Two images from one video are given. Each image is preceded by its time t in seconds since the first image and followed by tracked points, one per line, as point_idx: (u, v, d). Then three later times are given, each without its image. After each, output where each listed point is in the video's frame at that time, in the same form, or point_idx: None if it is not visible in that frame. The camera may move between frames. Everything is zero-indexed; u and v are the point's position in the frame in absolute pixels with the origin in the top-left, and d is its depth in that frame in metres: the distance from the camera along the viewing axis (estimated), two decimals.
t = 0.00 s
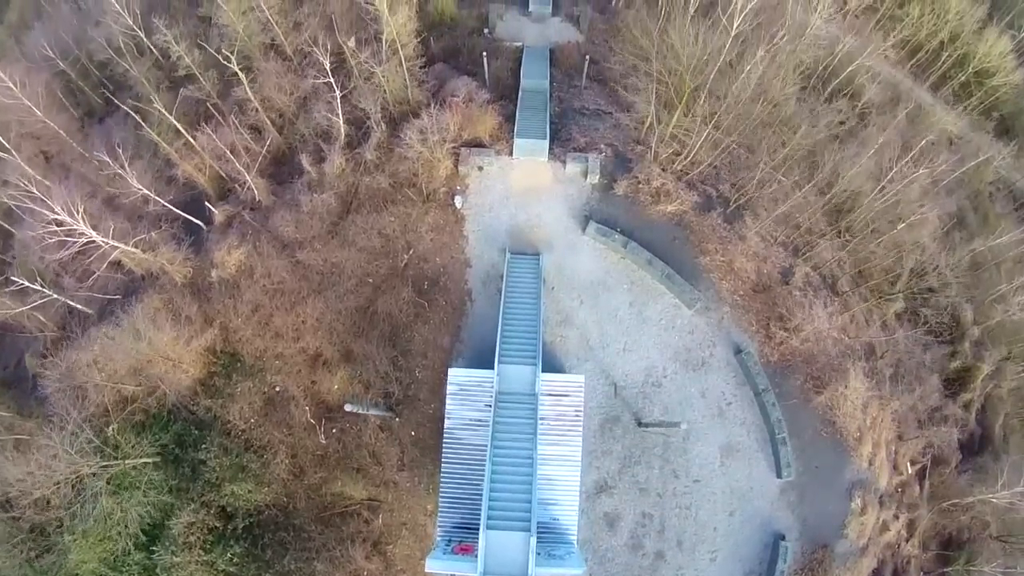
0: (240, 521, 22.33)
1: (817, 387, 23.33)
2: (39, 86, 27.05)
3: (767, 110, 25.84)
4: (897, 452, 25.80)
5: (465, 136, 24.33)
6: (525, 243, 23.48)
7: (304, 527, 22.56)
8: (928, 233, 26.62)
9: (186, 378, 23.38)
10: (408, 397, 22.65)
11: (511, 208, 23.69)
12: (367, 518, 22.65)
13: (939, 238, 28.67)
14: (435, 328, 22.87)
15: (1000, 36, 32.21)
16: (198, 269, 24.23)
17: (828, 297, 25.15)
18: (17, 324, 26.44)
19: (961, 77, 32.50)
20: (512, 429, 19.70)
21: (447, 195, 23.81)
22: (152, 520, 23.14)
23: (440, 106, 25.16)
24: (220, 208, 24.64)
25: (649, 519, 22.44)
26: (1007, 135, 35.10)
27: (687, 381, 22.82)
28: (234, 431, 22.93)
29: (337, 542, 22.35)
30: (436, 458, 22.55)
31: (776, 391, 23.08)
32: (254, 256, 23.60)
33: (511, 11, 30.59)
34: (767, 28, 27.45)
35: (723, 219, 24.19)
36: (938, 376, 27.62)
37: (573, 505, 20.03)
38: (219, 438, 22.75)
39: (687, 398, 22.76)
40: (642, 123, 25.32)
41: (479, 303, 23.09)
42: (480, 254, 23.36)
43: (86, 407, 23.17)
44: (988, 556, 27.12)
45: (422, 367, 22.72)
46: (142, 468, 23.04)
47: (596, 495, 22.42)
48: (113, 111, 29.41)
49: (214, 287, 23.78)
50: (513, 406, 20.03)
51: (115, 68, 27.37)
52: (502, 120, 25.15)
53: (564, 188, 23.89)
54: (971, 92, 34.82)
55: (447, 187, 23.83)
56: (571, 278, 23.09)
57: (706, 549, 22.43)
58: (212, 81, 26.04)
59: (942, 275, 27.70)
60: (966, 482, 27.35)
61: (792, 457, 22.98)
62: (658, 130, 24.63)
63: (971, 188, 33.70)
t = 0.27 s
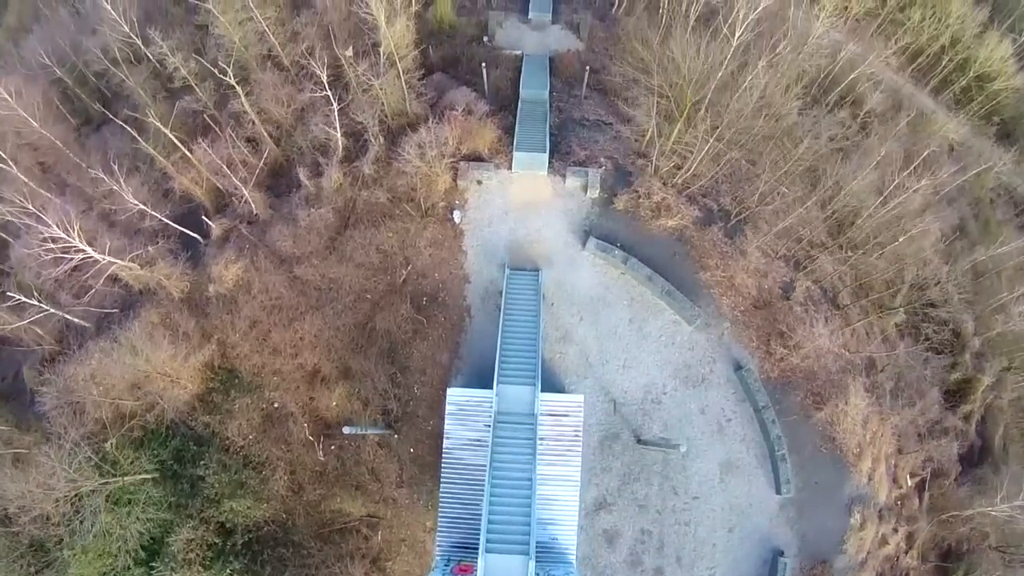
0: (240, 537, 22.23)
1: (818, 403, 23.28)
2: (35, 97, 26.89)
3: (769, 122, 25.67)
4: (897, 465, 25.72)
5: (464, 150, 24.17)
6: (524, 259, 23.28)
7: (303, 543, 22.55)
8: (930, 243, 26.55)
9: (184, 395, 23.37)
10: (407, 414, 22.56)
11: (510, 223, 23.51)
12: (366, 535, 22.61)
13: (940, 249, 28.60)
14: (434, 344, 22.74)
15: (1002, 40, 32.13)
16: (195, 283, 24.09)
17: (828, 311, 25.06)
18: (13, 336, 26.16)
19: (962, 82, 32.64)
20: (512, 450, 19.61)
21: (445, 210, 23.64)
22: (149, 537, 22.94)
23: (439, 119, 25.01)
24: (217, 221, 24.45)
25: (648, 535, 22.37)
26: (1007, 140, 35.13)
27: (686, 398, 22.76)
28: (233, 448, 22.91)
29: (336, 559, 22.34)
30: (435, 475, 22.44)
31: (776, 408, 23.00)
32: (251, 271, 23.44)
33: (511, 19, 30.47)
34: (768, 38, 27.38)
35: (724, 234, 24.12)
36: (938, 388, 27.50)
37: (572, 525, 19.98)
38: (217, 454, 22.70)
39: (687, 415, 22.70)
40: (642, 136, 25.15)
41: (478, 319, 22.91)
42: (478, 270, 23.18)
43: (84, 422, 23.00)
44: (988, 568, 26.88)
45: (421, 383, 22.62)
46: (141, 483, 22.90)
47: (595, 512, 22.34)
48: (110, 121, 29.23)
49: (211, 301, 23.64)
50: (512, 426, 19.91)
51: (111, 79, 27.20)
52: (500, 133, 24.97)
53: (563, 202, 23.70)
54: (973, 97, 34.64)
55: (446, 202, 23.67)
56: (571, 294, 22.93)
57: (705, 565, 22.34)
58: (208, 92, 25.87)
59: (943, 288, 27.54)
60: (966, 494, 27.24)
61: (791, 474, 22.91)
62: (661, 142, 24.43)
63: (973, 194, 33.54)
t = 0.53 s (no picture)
0: (240, 553, 22.09)
1: (818, 418, 23.21)
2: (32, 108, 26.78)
3: (770, 134, 25.57)
4: (897, 477, 25.62)
5: (463, 164, 24.04)
6: (524, 274, 23.13)
7: (302, 559, 22.43)
8: (931, 252, 26.58)
9: (182, 410, 23.12)
10: (406, 430, 22.49)
11: (509, 237, 23.36)
12: (366, 551, 22.48)
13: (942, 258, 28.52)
14: (433, 361, 22.61)
15: (1004, 45, 32.48)
16: (193, 297, 23.97)
17: (829, 325, 24.96)
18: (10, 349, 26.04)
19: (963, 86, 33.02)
20: (511, 471, 19.63)
21: (444, 225, 23.51)
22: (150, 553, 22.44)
23: (439, 131, 24.95)
24: (215, 234, 24.31)
25: (647, 552, 22.14)
26: (1008, 145, 35.52)
27: (686, 414, 22.66)
28: (232, 464, 22.84)
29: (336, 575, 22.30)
30: (435, 492, 22.37)
31: (776, 424, 22.91)
32: (250, 286, 23.32)
33: (510, 27, 30.53)
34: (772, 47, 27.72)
35: (725, 248, 24.01)
36: (938, 400, 27.39)
37: (572, 545, 19.90)
38: (216, 470, 22.65)
39: (687, 431, 22.60)
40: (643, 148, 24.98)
41: (477, 334, 22.78)
42: (478, 285, 23.03)
43: (83, 436, 22.82)
44: None
45: (420, 400, 22.51)
46: (141, 498, 22.48)
47: (595, 528, 22.18)
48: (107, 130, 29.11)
49: (209, 316, 23.52)
50: (513, 447, 19.99)
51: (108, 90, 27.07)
52: (500, 145, 24.79)
53: (564, 216, 23.58)
54: (975, 101, 35.21)
55: (445, 217, 23.55)
56: (571, 310, 22.80)
57: None
58: (205, 103, 25.73)
59: (944, 299, 27.39)
60: (966, 505, 27.12)
61: (792, 489, 22.71)
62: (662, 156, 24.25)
63: (974, 201, 33.45)
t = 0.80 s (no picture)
0: (239, 568, 22.41)
1: (819, 434, 23.12)
2: (30, 119, 26.68)
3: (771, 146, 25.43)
4: (897, 489, 25.53)
5: (462, 178, 23.85)
6: (523, 289, 22.99)
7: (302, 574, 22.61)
8: (933, 262, 26.45)
9: (181, 427, 23.15)
10: (406, 447, 22.41)
11: (509, 252, 23.21)
12: (366, 567, 22.47)
13: (943, 268, 28.37)
14: (432, 377, 22.51)
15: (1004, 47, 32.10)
16: (191, 311, 23.82)
17: (831, 339, 24.78)
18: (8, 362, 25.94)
19: (965, 91, 32.96)
20: (510, 491, 19.64)
21: (443, 240, 23.35)
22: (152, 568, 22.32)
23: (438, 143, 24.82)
24: (212, 247, 24.13)
25: (647, 568, 22.04)
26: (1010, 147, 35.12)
27: (686, 430, 22.58)
28: (231, 479, 22.91)
29: None
30: (434, 508, 22.22)
31: (776, 440, 22.82)
32: (248, 300, 23.19)
33: (510, 35, 30.40)
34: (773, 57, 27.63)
35: (726, 262, 23.87)
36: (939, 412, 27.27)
37: (572, 565, 19.85)
38: (216, 486, 22.71)
39: (687, 447, 22.53)
40: (644, 160, 24.80)
41: (477, 351, 22.67)
42: (477, 301, 22.90)
43: (82, 450, 22.70)
44: None
45: (420, 416, 22.41)
46: (142, 513, 22.34)
47: (595, 544, 22.08)
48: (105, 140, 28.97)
49: (208, 330, 23.41)
50: (513, 467, 20.00)
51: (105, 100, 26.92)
52: (499, 158, 24.60)
53: (564, 231, 23.43)
54: (976, 104, 35.00)
55: (444, 232, 23.39)
56: (570, 326, 22.68)
57: None
58: (203, 114, 25.62)
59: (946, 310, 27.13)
60: (966, 517, 27.01)
61: (791, 505, 22.61)
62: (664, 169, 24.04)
63: (976, 207, 33.24)
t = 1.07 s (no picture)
0: None
1: (819, 449, 23.03)
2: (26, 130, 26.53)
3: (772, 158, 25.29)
4: (896, 502, 25.43)
5: (461, 191, 23.65)
6: (523, 305, 22.87)
7: None
8: (933, 273, 26.35)
9: (179, 443, 23.03)
10: (405, 463, 22.37)
11: (508, 267, 23.07)
12: None
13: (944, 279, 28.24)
14: (431, 394, 22.44)
15: (1005, 51, 32.17)
16: (189, 326, 23.72)
17: (832, 354, 24.56)
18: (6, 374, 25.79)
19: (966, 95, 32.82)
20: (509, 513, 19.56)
21: (442, 255, 23.21)
22: None
23: (437, 156, 24.64)
24: (210, 261, 23.99)
25: None
26: (1011, 151, 35.28)
27: (686, 446, 22.52)
28: (231, 495, 22.90)
29: None
30: (434, 524, 22.22)
31: (776, 457, 22.75)
32: (245, 316, 23.07)
33: (509, 42, 30.07)
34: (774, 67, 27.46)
35: (727, 277, 23.75)
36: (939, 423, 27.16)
37: None
38: (216, 501, 22.73)
39: (686, 463, 22.47)
40: (644, 173, 24.63)
41: (476, 367, 22.59)
42: (476, 317, 22.78)
43: (81, 465, 22.71)
44: None
45: (419, 433, 22.34)
46: (141, 529, 22.38)
47: (594, 560, 22.05)
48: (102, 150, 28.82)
49: (206, 345, 23.33)
50: (512, 487, 20.02)
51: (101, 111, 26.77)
52: (499, 171, 24.40)
53: (564, 246, 23.28)
54: (977, 108, 35.03)
55: (443, 247, 23.24)
56: (570, 342, 22.58)
57: None
58: (200, 126, 25.46)
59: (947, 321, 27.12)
60: (965, 529, 26.93)
61: (791, 521, 22.57)
62: (664, 181, 23.91)
63: (978, 213, 33.05)
